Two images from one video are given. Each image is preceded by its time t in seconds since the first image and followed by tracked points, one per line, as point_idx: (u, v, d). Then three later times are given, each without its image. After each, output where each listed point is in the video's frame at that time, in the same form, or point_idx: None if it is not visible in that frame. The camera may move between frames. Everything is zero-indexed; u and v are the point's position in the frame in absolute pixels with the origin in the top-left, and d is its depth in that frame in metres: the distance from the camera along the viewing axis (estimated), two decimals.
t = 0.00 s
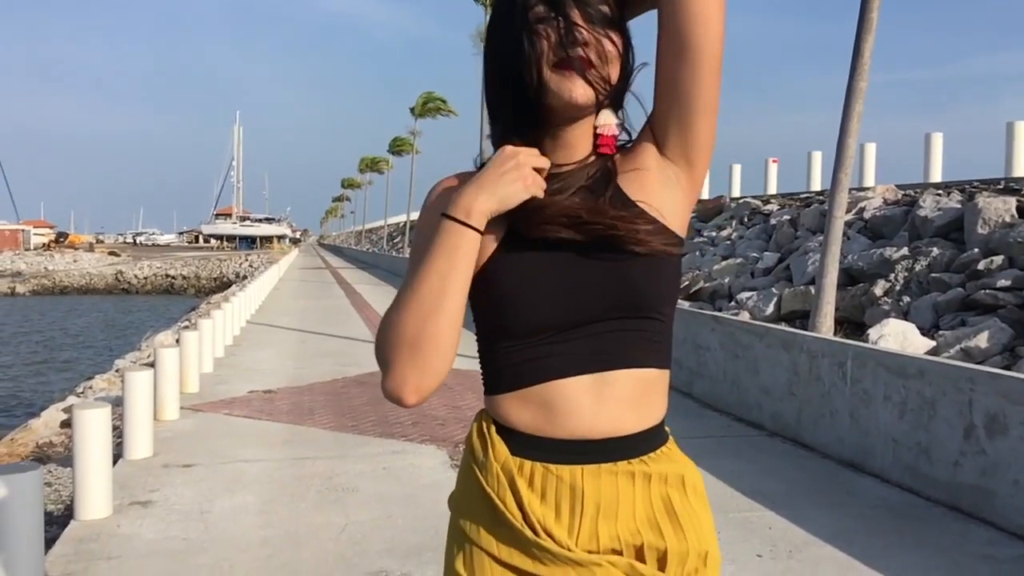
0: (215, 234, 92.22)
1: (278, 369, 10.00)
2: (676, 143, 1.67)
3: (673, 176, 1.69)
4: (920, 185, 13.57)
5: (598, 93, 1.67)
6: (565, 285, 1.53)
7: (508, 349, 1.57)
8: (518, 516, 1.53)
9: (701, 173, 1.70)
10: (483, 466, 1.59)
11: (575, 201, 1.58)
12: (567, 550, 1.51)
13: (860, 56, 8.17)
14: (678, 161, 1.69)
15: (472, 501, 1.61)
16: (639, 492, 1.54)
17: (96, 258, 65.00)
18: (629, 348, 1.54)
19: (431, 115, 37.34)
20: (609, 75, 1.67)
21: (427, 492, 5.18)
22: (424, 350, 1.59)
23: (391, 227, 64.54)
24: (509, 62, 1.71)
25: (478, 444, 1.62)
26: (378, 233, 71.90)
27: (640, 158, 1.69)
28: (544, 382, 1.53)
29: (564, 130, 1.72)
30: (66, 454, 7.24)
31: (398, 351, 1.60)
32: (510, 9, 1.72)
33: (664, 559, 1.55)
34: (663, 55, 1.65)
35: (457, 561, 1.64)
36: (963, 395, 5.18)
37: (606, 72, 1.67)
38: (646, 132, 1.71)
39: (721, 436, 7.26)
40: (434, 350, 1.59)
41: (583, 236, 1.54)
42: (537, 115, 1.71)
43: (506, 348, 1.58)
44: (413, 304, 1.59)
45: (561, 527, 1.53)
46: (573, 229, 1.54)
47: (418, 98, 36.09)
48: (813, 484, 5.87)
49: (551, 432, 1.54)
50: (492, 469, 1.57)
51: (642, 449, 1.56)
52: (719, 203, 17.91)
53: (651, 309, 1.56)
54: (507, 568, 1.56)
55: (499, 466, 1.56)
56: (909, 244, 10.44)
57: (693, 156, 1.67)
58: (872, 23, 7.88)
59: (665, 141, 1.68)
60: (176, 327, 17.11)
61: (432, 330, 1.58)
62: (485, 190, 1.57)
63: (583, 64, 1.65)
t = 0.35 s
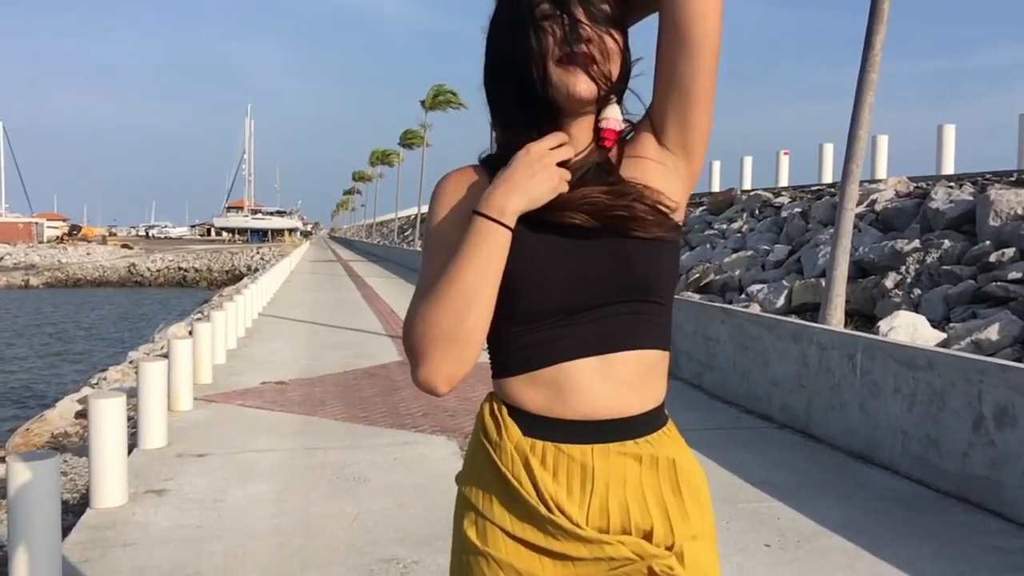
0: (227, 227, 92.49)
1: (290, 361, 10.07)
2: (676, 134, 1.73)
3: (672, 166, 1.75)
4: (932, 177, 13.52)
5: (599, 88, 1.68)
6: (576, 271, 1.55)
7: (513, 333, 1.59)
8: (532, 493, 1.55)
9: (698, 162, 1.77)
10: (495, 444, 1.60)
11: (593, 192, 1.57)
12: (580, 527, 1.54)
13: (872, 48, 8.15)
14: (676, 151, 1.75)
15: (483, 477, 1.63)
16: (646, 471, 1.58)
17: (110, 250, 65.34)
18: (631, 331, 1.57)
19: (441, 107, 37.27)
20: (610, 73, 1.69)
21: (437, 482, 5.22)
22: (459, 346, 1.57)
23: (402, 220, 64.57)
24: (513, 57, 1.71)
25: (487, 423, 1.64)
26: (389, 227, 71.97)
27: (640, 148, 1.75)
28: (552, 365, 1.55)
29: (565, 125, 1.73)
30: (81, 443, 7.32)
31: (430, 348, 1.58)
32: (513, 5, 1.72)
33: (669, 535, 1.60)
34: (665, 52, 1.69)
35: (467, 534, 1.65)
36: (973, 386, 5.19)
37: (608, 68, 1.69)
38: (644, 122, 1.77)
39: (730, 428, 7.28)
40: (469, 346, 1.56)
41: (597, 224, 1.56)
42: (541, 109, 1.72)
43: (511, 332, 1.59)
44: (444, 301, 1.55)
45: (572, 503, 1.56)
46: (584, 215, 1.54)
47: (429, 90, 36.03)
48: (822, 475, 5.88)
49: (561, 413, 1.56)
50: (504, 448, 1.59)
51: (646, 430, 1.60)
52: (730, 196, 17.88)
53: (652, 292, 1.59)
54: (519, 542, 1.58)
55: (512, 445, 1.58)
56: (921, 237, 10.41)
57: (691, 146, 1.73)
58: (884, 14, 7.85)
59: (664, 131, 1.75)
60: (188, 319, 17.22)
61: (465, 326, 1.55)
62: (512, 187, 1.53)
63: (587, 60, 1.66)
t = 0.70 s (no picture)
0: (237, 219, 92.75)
1: (300, 351, 10.14)
2: (672, 123, 1.75)
3: (670, 155, 1.78)
4: (943, 168, 13.47)
5: (600, 82, 1.71)
6: (583, 253, 1.58)
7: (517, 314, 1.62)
8: (542, 464, 1.58)
9: (693, 150, 1.80)
10: (504, 418, 1.63)
11: (606, 180, 1.60)
12: (589, 497, 1.57)
13: (882, 38, 8.12)
14: (673, 140, 1.77)
15: (493, 450, 1.65)
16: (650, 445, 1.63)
17: (121, 242, 65.64)
18: (634, 312, 1.61)
19: (451, 100, 37.24)
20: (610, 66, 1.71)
21: (446, 470, 5.27)
22: (489, 328, 1.56)
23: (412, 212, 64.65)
24: (516, 52, 1.74)
25: (496, 399, 1.66)
26: (398, 219, 72.01)
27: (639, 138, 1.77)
28: (559, 344, 1.59)
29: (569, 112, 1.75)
30: (94, 432, 7.40)
31: (459, 333, 1.58)
32: None
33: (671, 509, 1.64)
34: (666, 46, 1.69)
35: (476, 506, 1.67)
36: (980, 376, 5.20)
37: (608, 62, 1.71)
38: (643, 112, 1.78)
39: (738, 418, 7.31)
40: (499, 327, 1.56)
41: (604, 209, 1.58)
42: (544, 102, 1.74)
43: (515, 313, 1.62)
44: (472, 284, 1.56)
45: (581, 475, 1.59)
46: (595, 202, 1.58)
47: (439, 82, 36.01)
48: (829, 465, 5.91)
49: (568, 389, 1.60)
50: (515, 421, 1.61)
51: (647, 407, 1.65)
52: (740, 187, 17.86)
53: (653, 275, 1.63)
54: (529, 512, 1.60)
55: (522, 418, 1.61)
56: (931, 228, 10.39)
57: (688, 136, 1.76)
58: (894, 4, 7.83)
59: (662, 121, 1.76)
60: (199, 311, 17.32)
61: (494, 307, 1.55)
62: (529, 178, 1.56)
63: (588, 54, 1.68)
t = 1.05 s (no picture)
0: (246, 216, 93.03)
1: (311, 346, 10.21)
2: (671, 120, 1.79)
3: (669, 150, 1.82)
4: (952, 162, 13.45)
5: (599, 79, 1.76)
6: (588, 243, 1.62)
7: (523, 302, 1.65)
8: (553, 447, 1.61)
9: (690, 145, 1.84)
10: (514, 402, 1.66)
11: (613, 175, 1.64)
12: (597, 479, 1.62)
13: (891, 32, 8.12)
14: (671, 134, 1.81)
15: (504, 432, 1.69)
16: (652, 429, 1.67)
17: (132, 239, 65.93)
18: (636, 300, 1.65)
19: (460, 96, 37.25)
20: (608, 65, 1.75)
21: (455, 462, 5.32)
22: (504, 315, 1.59)
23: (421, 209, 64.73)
24: (519, 49, 1.77)
25: (505, 384, 1.69)
26: (407, 215, 72.14)
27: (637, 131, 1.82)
28: (565, 331, 1.62)
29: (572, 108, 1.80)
30: (107, 426, 7.48)
31: (476, 323, 1.60)
32: None
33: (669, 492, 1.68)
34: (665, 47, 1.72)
35: (487, 486, 1.70)
36: (987, 370, 5.20)
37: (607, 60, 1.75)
38: (641, 107, 1.82)
39: (746, 412, 7.33)
40: (516, 314, 1.59)
41: (610, 203, 1.63)
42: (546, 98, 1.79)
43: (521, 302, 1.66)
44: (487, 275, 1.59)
45: (590, 457, 1.63)
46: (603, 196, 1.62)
47: (448, 78, 36.02)
48: (837, 458, 5.93)
49: (575, 374, 1.63)
50: (525, 405, 1.64)
51: (647, 391, 1.70)
52: (749, 182, 17.85)
53: (653, 262, 1.67)
54: (540, 493, 1.63)
55: (532, 403, 1.64)
56: (940, 222, 10.38)
57: (685, 131, 1.80)
58: None
59: (660, 116, 1.79)
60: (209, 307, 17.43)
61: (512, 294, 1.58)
62: (541, 174, 1.60)
63: (588, 53, 1.72)
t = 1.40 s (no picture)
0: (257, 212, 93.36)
1: (322, 340, 10.27)
2: (669, 117, 1.81)
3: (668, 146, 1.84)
4: (963, 154, 13.40)
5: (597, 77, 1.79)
6: (592, 228, 1.65)
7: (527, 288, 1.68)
8: (565, 426, 1.65)
9: (687, 142, 1.87)
10: (525, 384, 1.69)
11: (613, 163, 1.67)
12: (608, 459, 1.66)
13: (900, 24, 8.10)
14: (670, 131, 1.84)
15: (514, 412, 1.72)
16: (657, 412, 1.73)
17: (143, 235, 66.25)
18: (638, 286, 1.69)
19: (469, 90, 37.30)
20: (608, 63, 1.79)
21: (465, 453, 5.37)
22: (508, 296, 1.62)
23: (430, 204, 64.84)
24: (520, 47, 1.81)
25: (515, 365, 1.73)
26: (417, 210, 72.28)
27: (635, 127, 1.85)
28: (571, 316, 1.66)
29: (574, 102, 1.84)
30: (121, 419, 7.56)
31: (482, 302, 1.64)
32: None
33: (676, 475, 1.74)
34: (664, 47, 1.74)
35: (498, 465, 1.73)
36: (996, 361, 5.20)
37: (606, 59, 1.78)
38: (640, 105, 1.84)
39: (754, 404, 7.36)
40: (520, 296, 1.62)
41: (610, 190, 1.66)
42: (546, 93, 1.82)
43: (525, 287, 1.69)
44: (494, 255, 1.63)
45: (601, 437, 1.67)
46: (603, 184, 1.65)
47: (457, 73, 36.05)
48: (845, 449, 5.94)
49: (582, 357, 1.67)
50: (536, 386, 1.68)
51: (649, 374, 1.74)
52: (759, 175, 17.82)
53: (654, 251, 1.71)
54: (553, 472, 1.67)
55: (542, 384, 1.67)
56: (950, 214, 10.36)
57: (682, 128, 1.83)
58: None
59: (658, 113, 1.82)
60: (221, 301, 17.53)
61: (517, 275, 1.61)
62: (547, 161, 1.63)
63: (587, 52, 1.76)
